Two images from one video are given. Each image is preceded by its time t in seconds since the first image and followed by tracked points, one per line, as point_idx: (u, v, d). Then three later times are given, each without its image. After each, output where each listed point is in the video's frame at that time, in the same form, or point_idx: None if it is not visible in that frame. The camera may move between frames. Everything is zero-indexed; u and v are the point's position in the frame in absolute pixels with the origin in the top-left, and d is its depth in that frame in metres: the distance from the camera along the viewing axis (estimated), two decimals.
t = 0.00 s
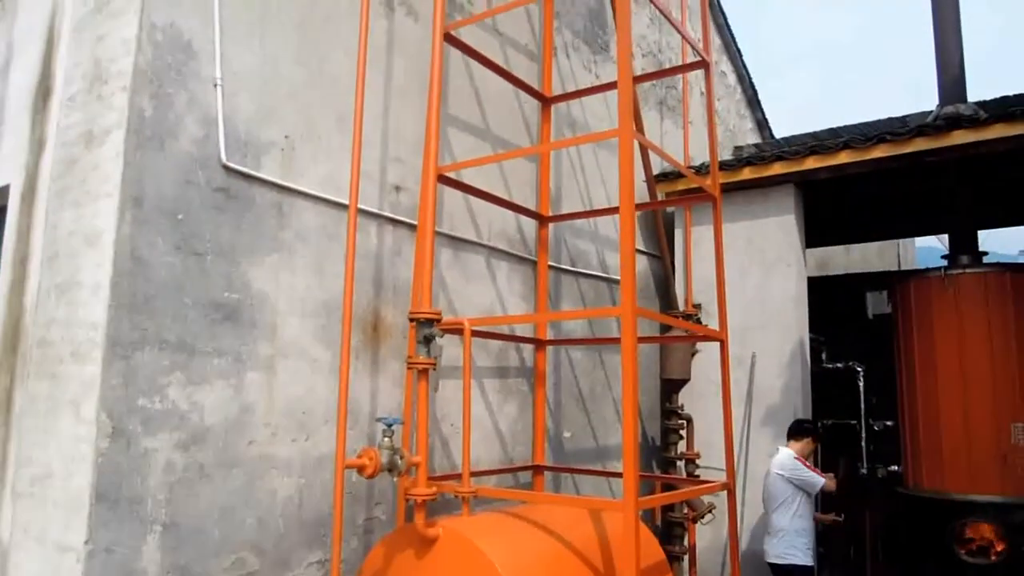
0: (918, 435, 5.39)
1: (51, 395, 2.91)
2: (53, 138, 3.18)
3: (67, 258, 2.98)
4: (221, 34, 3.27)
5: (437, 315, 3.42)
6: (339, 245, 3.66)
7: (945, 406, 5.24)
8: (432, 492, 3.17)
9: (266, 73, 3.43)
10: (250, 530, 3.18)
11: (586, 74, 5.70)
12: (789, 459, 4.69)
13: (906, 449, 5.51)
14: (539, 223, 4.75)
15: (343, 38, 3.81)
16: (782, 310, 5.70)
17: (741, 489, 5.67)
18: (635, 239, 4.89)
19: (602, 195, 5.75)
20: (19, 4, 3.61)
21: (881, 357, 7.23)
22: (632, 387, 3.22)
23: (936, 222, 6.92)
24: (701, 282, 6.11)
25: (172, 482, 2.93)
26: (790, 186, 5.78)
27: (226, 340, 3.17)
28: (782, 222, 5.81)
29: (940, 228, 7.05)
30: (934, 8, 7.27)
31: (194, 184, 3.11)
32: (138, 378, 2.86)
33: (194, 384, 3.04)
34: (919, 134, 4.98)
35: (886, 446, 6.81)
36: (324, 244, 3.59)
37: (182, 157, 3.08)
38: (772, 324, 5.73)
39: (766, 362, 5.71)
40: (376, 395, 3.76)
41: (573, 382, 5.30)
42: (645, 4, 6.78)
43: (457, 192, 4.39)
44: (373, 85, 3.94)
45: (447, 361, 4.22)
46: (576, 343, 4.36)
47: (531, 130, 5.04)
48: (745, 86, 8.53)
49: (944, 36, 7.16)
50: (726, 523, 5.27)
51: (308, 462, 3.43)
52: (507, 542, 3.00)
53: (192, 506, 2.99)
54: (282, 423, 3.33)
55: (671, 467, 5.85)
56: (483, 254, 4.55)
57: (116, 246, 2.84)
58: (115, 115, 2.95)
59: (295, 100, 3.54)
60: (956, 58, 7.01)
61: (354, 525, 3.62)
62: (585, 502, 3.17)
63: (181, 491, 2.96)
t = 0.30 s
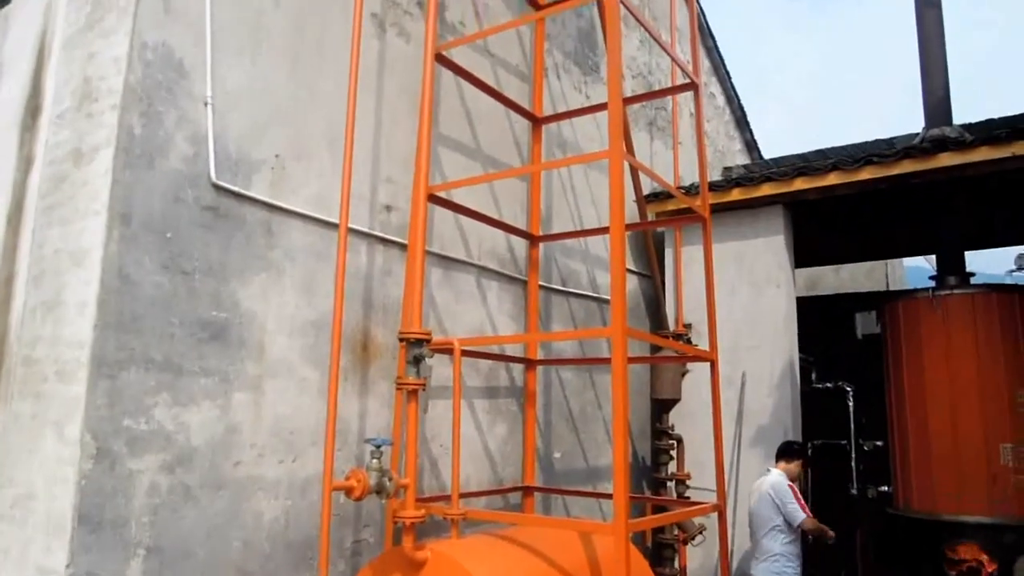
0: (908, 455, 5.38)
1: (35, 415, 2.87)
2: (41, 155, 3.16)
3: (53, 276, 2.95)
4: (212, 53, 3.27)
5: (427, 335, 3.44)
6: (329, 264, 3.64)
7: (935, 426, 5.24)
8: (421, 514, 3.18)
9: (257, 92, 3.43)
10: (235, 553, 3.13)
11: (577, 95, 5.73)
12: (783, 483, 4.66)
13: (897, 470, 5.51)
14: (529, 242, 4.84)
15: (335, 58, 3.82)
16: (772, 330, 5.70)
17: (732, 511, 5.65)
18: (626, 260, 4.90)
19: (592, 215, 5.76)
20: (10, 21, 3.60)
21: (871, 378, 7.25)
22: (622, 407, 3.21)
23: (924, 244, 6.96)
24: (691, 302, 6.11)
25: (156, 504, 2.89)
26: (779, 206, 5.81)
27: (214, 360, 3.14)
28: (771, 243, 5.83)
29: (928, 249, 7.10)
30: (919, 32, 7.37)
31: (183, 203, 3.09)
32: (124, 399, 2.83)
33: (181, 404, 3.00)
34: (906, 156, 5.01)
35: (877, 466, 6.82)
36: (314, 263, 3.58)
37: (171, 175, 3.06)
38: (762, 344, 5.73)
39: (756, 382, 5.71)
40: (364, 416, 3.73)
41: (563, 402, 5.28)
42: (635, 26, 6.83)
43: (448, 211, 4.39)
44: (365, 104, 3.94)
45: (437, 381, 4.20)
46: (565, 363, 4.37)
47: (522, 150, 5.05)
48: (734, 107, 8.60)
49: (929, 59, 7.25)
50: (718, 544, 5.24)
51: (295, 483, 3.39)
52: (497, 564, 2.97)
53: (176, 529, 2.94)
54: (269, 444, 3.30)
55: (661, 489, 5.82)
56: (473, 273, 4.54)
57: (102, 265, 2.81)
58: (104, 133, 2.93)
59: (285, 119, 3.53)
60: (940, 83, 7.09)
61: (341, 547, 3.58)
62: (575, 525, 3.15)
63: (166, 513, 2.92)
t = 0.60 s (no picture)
0: (911, 473, 5.36)
1: (34, 433, 2.86)
2: (43, 173, 3.18)
3: (54, 293, 2.96)
4: (214, 71, 3.29)
5: (427, 351, 3.47)
6: (329, 280, 3.65)
7: (937, 444, 5.22)
8: (420, 532, 3.21)
9: (258, 111, 3.45)
10: (234, 571, 3.11)
11: (576, 112, 5.76)
12: (784, 501, 4.59)
13: (899, 487, 5.48)
14: (530, 259, 4.85)
15: (335, 77, 3.85)
16: (772, 347, 5.70)
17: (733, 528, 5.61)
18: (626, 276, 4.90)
19: (592, 232, 5.77)
20: (14, 42, 3.63)
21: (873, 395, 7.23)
22: (622, 425, 3.24)
23: (925, 260, 6.96)
24: (691, 319, 6.11)
25: (155, 522, 2.88)
26: (779, 223, 5.82)
27: (213, 377, 3.14)
28: (771, 259, 5.83)
29: (929, 266, 7.10)
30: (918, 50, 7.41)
31: (184, 220, 3.10)
32: (123, 416, 2.83)
33: (180, 422, 3.00)
34: (905, 173, 5.02)
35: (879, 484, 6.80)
36: (314, 280, 3.58)
37: (172, 192, 3.08)
38: (763, 361, 5.72)
39: (757, 399, 5.69)
40: (364, 432, 3.72)
41: (564, 419, 5.27)
42: (634, 44, 6.88)
43: (448, 228, 4.40)
44: (365, 122, 3.96)
45: (437, 398, 4.19)
46: (565, 380, 4.37)
47: (522, 167, 5.07)
48: (734, 124, 8.63)
49: (928, 77, 7.29)
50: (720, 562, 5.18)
51: (294, 501, 3.38)
52: None
53: (175, 546, 2.93)
54: (268, 461, 3.29)
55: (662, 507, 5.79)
56: (473, 289, 4.54)
57: (103, 282, 2.82)
58: (106, 151, 2.95)
59: (286, 137, 3.55)
60: (939, 100, 7.12)
61: (340, 565, 3.56)
62: (576, 544, 3.14)
63: (165, 530, 2.91)
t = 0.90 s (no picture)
0: (915, 488, 5.32)
1: (34, 441, 2.86)
2: (47, 182, 3.19)
3: (56, 301, 2.96)
4: (218, 81, 3.30)
5: (429, 362, 3.50)
6: (331, 290, 3.65)
7: (941, 458, 5.19)
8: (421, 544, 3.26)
9: (262, 120, 3.46)
10: None
11: (580, 123, 5.76)
12: (785, 513, 4.58)
13: (903, 501, 5.44)
14: (533, 269, 4.86)
15: (339, 87, 3.86)
16: (775, 359, 5.68)
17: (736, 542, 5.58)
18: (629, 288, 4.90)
19: (595, 242, 5.77)
20: (21, 51, 3.65)
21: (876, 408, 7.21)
22: (625, 439, 3.25)
23: (928, 272, 6.94)
24: (694, 331, 6.10)
25: (154, 531, 2.86)
26: (782, 235, 5.81)
27: (215, 387, 3.13)
28: (774, 271, 5.82)
29: (932, 278, 7.09)
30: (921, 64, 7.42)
31: (187, 229, 3.10)
32: (124, 425, 2.82)
33: (181, 431, 2.99)
34: (909, 186, 5.01)
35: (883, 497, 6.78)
36: (316, 290, 3.58)
37: (175, 201, 3.08)
38: (766, 373, 5.70)
39: (760, 411, 5.67)
40: (365, 443, 3.71)
41: (566, 430, 5.25)
42: (638, 55, 6.90)
43: (451, 239, 4.40)
44: (369, 132, 3.97)
45: (439, 408, 4.18)
46: (568, 391, 4.37)
47: (525, 177, 5.07)
48: (737, 135, 8.64)
49: (931, 90, 7.29)
50: None
51: (294, 511, 3.36)
52: None
53: (174, 556, 2.91)
54: (268, 471, 3.28)
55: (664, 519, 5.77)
56: (475, 300, 4.53)
57: (106, 290, 2.82)
58: (109, 160, 2.95)
59: (290, 147, 3.56)
60: (943, 112, 7.12)
61: None
62: (578, 557, 3.13)
63: (164, 540, 2.89)
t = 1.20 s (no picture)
0: (922, 501, 5.29)
1: (39, 448, 2.86)
2: (55, 189, 3.20)
3: (63, 308, 2.97)
4: (226, 90, 3.32)
5: (434, 371, 3.53)
6: (336, 298, 3.65)
7: (948, 472, 5.16)
8: (424, 553, 3.29)
9: (269, 129, 3.48)
10: None
11: (586, 133, 5.77)
12: (791, 527, 4.52)
13: (910, 514, 5.41)
14: (539, 279, 4.86)
15: (346, 96, 3.87)
16: (781, 371, 5.66)
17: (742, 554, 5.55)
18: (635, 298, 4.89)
19: (601, 252, 5.76)
20: (31, 59, 3.67)
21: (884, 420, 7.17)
22: (630, 450, 3.24)
23: (935, 284, 6.91)
24: (700, 341, 6.08)
25: (158, 539, 2.86)
26: (788, 246, 5.80)
27: (220, 394, 3.13)
28: (781, 282, 5.80)
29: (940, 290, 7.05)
30: (929, 75, 7.41)
31: (193, 237, 3.11)
32: (128, 432, 2.82)
33: (185, 438, 2.99)
34: (916, 197, 5.00)
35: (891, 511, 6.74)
36: (321, 298, 3.58)
37: (182, 209, 3.09)
38: (771, 384, 5.68)
39: (766, 423, 5.65)
40: (370, 451, 3.70)
41: (571, 440, 5.23)
42: (645, 66, 6.91)
43: (456, 247, 4.40)
44: (376, 141, 3.98)
45: (443, 417, 4.17)
46: (573, 401, 4.36)
47: (531, 187, 5.07)
48: (744, 146, 8.64)
49: (939, 101, 7.29)
50: None
51: (297, 520, 3.36)
52: None
53: (177, 564, 2.91)
54: (272, 479, 3.27)
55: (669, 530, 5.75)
56: (481, 309, 4.53)
57: (112, 297, 2.82)
58: (117, 168, 2.97)
59: (296, 155, 3.57)
60: (950, 124, 7.11)
61: None
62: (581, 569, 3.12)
63: (167, 547, 2.89)
